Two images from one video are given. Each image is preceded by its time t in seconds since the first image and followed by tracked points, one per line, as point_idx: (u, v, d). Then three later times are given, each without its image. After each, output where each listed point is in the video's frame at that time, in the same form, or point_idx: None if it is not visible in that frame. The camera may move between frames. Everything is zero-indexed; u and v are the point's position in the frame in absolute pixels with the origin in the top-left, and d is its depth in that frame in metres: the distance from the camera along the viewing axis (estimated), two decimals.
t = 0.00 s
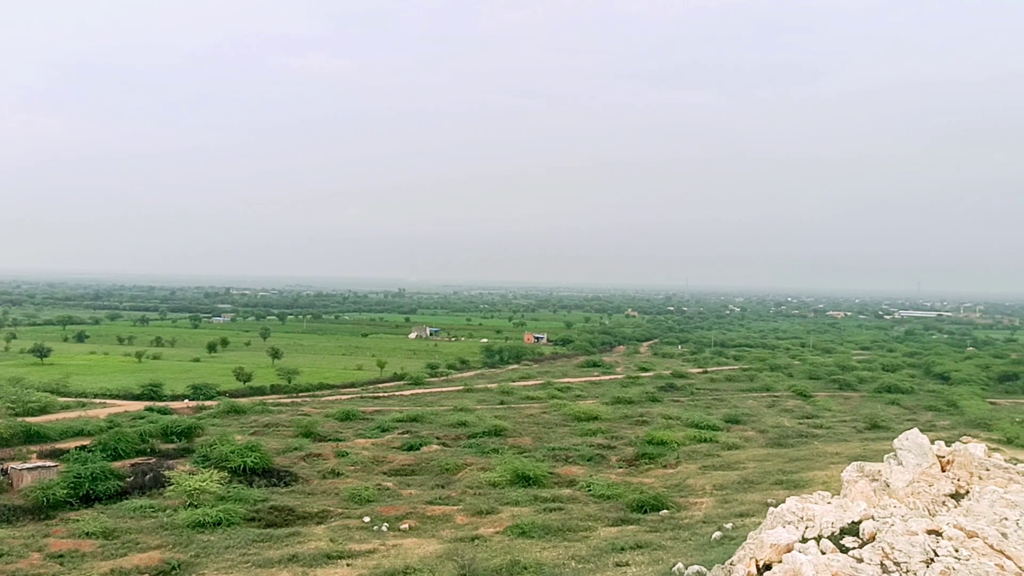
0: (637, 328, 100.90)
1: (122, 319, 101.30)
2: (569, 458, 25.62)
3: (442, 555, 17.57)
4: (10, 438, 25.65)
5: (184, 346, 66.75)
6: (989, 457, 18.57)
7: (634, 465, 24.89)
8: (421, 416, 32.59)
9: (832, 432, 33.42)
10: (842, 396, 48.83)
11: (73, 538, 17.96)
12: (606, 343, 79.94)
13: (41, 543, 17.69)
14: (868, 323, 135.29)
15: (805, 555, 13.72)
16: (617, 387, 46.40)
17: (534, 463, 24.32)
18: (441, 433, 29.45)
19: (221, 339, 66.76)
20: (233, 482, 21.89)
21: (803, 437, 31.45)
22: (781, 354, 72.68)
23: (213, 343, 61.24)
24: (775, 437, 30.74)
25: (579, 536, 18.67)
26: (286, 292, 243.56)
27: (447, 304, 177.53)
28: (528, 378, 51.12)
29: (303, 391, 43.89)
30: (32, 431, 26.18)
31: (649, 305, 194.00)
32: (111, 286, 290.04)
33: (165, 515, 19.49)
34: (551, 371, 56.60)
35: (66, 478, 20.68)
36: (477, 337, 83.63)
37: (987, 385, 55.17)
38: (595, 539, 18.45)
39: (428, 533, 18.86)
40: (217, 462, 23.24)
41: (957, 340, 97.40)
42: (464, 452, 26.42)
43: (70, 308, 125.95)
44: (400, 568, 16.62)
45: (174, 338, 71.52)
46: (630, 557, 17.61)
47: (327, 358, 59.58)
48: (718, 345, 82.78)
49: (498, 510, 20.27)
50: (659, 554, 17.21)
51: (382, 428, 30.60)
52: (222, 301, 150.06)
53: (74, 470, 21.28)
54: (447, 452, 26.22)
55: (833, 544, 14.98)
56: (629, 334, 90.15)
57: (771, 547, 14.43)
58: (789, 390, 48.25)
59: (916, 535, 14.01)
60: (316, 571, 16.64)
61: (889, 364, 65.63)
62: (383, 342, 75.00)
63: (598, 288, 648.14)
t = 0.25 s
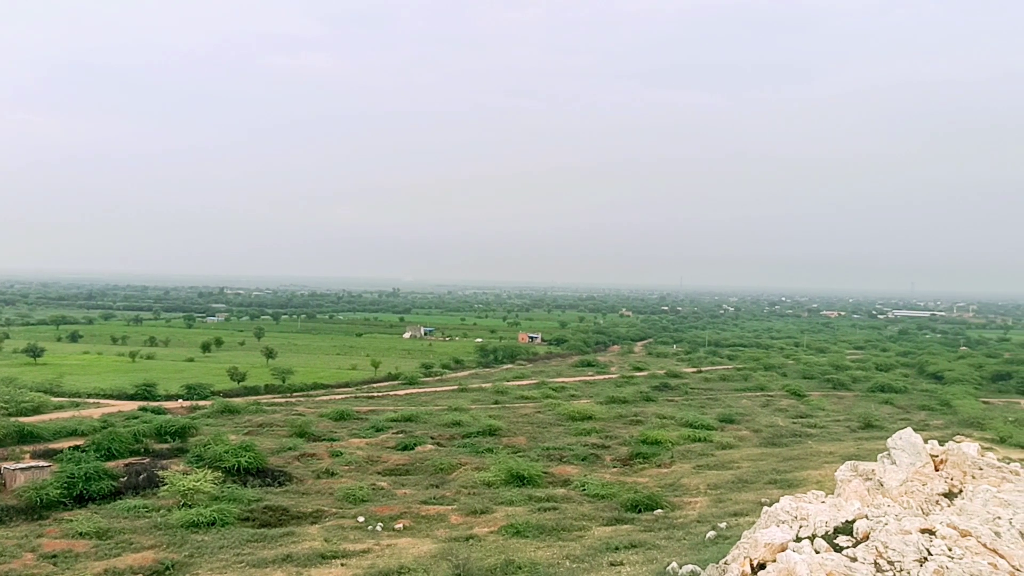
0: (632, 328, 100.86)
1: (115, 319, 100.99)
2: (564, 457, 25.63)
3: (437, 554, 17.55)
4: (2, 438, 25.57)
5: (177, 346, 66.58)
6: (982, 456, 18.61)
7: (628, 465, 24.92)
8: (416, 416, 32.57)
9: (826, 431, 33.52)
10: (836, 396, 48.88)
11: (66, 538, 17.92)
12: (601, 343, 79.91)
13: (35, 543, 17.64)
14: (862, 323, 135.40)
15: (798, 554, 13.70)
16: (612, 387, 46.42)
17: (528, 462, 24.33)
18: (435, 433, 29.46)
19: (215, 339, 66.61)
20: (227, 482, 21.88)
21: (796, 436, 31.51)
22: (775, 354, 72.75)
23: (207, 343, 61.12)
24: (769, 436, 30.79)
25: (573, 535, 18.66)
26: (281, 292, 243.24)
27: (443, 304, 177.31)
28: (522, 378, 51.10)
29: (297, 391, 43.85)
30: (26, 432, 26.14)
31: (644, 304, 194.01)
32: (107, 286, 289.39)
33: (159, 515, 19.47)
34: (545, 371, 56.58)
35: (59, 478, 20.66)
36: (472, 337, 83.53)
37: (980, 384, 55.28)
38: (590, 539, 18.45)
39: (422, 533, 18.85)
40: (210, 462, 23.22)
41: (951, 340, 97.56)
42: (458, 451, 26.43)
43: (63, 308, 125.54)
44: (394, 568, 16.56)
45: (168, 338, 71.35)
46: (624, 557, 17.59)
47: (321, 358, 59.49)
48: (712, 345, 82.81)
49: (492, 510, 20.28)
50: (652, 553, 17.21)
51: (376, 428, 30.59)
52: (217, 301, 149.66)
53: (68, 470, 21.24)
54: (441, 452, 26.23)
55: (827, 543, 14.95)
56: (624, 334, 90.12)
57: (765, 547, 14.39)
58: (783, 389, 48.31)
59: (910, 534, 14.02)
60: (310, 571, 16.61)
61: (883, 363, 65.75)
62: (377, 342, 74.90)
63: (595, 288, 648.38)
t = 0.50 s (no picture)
0: (630, 328, 100.82)
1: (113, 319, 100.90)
2: (562, 457, 25.64)
3: (435, 554, 17.54)
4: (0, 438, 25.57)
5: (175, 345, 66.55)
6: (980, 455, 18.63)
7: (625, 465, 24.93)
8: (414, 416, 32.58)
9: (824, 431, 33.55)
10: (834, 395, 48.91)
11: (64, 538, 17.90)
12: (599, 343, 79.91)
13: (32, 543, 17.62)
14: (860, 323, 135.49)
15: (796, 554, 13.71)
16: (609, 387, 46.45)
17: (526, 462, 24.34)
18: (433, 433, 29.46)
19: (212, 339, 66.58)
20: (225, 482, 21.88)
21: (794, 436, 31.53)
22: (773, 354, 72.78)
23: (204, 343, 61.07)
24: (767, 436, 30.81)
25: (571, 535, 18.66)
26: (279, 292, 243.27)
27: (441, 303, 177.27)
28: (520, 378, 51.11)
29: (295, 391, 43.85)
30: (23, 432, 26.12)
31: (642, 304, 194.03)
32: (105, 285, 289.21)
33: (157, 515, 19.46)
34: (543, 371, 56.58)
35: (57, 478, 20.65)
36: (469, 337, 83.49)
37: (977, 384, 55.30)
38: (588, 539, 18.44)
39: (420, 533, 18.86)
40: (208, 462, 23.23)
41: (948, 339, 97.61)
42: (456, 451, 26.45)
43: (60, 308, 125.47)
44: (392, 568, 16.53)
45: (166, 338, 71.30)
46: (623, 556, 17.58)
47: (319, 358, 59.47)
48: (710, 344, 82.82)
49: (490, 510, 20.29)
50: (651, 553, 17.21)
51: (374, 427, 30.59)
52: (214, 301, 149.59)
53: (66, 470, 21.24)
54: (439, 452, 26.24)
55: (824, 542, 14.96)
56: (621, 334, 90.12)
57: (763, 546, 14.38)
58: (781, 389, 48.34)
59: (907, 533, 14.02)
60: (308, 571, 16.60)
61: (880, 363, 65.75)
62: (375, 342, 74.89)
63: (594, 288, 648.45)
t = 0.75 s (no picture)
0: (630, 327, 100.78)
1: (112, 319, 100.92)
2: (561, 457, 25.65)
3: (435, 554, 17.52)
4: None
5: (175, 346, 66.54)
6: (980, 455, 18.63)
7: (625, 464, 24.94)
8: (414, 416, 32.57)
9: (824, 431, 33.54)
10: (833, 395, 48.90)
11: (64, 538, 17.89)
12: (598, 343, 79.91)
13: (32, 543, 17.61)
14: (859, 323, 135.58)
15: (797, 554, 13.68)
16: (609, 387, 46.44)
17: (525, 462, 24.35)
18: (433, 432, 29.47)
19: (212, 339, 66.60)
20: (225, 482, 21.89)
21: (794, 436, 31.52)
22: (773, 353, 72.76)
23: (204, 343, 61.08)
24: (767, 436, 30.80)
25: (571, 535, 18.65)
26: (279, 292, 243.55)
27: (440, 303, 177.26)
28: (520, 378, 51.10)
29: (295, 390, 43.87)
30: (23, 432, 26.14)
31: (641, 304, 193.97)
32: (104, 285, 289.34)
33: (156, 515, 19.46)
34: (542, 371, 56.58)
35: (56, 478, 20.65)
36: (469, 337, 83.46)
37: (977, 384, 55.28)
38: (588, 539, 18.43)
39: (420, 532, 18.85)
40: (208, 462, 23.24)
41: (948, 339, 97.59)
42: (456, 451, 26.46)
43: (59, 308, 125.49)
44: (392, 568, 16.52)
45: (165, 338, 71.30)
46: (623, 556, 17.57)
47: (318, 358, 59.47)
48: (709, 344, 82.80)
49: (490, 510, 20.29)
50: (650, 553, 17.19)
51: (374, 427, 30.59)
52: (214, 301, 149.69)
53: (66, 470, 21.24)
54: (438, 451, 26.25)
55: (824, 542, 14.95)
56: (620, 334, 90.15)
57: (763, 546, 14.35)
58: (781, 389, 48.33)
59: (907, 533, 14.01)
60: (307, 571, 16.59)
61: (880, 363, 65.71)
62: (375, 342, 74.88)
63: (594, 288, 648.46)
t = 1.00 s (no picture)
0: (630, 329, 100.77)
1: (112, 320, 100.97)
2: (562, 458, 25.65)
3: (435, 556, 17.51)
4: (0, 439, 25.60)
5: (175, 346, 66.55)
6: (980, 456, 18.64)
7: (626, 466, 24.93)
8: (414, 417, 32.57)
9: (825, 432, 33.54)
10: (834, 396, 48.89)
11: (65, 539, 17.89)
12: (598, 344, 79.90)
13: (33, 544, 17.61)
14: (859, 324, 135.56)
15: (797, 556, 13.67)
16: (609, 388, 46.44)
17: (526, 463, 24.35)
18: (433, 434, 29.47)
19: (212, 340, 66.60)
20: (225, 483, 21.90)
21: (795, 437, 31.51)
22: (773, 355, 72.76)
23: (204, 344, 61.11)
24: (767, 437, 30.79)
25: (571, 536, 18.64)
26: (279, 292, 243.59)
27: (440, 304, 177.11)
28: (520, 379, 51.09)
29: (295, 391, 43.91)
30: (24, 433, 26.15)
31: (641, 305, 193.77)
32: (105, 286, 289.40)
33: (157, 516, 19.46)
34: (543, 372, 56.60)
35: (57, 479, 20.66)
36: (469, 338, 83.48)
37: (977, 385, 55.25)
38: (588, 540, 18.41)
39: (420, 534, 18.85)
40: (208, 463, 23.26)
41: (948, 341, 97.54)
42: (456, 452, 26.46)
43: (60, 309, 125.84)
44: (392, 569, 16.52)
45: (166, 339, 71.33)
46: (623, 558, 17.56)
47: (319, 359, 59.50)
48: (709, 345, 82.78)
49: (490, 511, 20.29)
50: (651, 554, 17.18)
51: (374, 428, 30.60)
52: (214, 302, 149.66)
53: (66, 471, 21.25)
54: (439, 453, 26.26)
55: (825, 544, 14.93)
56: (620, 334, 90.15)
57: (764, 547, 14.34)
58: (781, 390, 48.29)
59: (908, 535, 13.98)
60: (308, 572, 16.58)
61: (881, 364, 65.68)
62: (375, 343, 74.87)
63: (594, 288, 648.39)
